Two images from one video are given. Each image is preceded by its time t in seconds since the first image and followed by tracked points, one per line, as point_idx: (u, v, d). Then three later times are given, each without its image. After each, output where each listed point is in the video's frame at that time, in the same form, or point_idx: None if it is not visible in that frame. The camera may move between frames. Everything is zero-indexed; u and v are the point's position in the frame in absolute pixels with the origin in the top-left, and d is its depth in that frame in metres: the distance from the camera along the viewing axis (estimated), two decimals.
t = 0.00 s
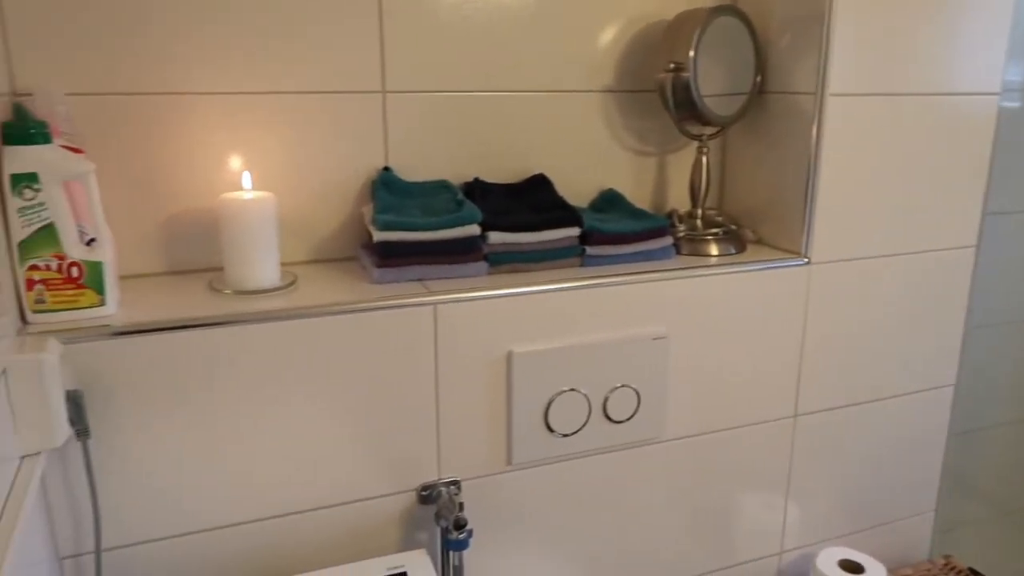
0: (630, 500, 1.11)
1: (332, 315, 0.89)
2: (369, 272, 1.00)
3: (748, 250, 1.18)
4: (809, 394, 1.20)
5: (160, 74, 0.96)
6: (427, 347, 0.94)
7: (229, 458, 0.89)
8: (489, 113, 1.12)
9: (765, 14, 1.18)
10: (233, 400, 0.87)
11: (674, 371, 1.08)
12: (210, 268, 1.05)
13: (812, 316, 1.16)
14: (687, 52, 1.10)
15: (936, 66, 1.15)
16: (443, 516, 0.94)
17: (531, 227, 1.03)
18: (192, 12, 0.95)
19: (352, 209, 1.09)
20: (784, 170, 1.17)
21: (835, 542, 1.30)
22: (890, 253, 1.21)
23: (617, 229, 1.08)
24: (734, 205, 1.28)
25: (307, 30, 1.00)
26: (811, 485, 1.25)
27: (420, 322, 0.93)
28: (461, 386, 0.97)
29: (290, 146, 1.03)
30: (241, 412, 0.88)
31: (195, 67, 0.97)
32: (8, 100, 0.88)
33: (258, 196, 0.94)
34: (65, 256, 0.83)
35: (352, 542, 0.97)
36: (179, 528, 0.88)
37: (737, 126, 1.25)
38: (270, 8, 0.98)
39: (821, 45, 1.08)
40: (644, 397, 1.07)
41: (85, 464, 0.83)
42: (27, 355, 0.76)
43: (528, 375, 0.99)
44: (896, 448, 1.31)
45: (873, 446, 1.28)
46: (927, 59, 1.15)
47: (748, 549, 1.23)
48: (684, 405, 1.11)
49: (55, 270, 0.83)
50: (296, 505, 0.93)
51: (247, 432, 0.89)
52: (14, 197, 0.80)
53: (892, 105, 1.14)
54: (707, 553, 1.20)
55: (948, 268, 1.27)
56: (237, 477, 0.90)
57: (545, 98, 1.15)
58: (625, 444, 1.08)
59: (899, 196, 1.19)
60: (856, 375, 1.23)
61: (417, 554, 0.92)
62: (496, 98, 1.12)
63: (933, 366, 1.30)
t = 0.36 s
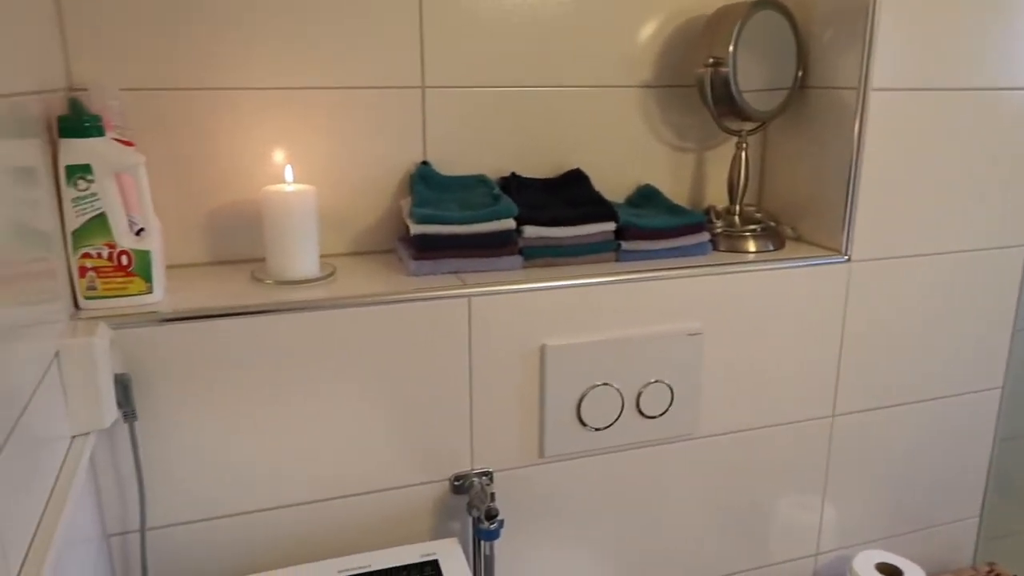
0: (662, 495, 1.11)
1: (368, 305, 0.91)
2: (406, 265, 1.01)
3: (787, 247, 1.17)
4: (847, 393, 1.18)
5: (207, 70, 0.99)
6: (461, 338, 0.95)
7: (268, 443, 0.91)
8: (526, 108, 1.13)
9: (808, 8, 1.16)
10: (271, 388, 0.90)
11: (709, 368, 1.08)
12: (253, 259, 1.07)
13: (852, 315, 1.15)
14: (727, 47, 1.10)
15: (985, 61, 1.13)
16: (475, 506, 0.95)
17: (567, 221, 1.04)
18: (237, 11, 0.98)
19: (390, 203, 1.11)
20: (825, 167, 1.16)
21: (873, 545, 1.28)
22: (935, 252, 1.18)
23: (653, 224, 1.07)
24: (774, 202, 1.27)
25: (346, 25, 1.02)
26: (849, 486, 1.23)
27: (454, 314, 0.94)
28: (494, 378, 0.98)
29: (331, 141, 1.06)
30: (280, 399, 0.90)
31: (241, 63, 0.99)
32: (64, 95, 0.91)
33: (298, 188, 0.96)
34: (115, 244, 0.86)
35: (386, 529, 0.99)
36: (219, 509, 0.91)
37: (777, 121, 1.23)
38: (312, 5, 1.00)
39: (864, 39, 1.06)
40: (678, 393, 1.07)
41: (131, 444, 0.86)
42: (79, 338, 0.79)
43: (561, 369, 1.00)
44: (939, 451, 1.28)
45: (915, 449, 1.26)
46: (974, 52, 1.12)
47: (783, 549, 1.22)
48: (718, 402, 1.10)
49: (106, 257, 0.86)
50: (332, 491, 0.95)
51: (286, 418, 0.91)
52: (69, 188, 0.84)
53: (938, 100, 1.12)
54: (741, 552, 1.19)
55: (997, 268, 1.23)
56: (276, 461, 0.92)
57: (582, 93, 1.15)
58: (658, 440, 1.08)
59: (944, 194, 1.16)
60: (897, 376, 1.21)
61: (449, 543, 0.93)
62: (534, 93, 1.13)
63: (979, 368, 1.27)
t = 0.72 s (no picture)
0: (685, 493, 1.11)
1: (393, 301, 0.92)
2: (430, 261, 1.02)
3: (813, 246, 1.16)
4: (873, 394, 1.17)
5: (238, 69, 1.01)
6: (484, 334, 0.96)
7: (295, 435, 0.93)
8: (552, 106, 1.14)
9: (836, 5, 1.15)
10: (298, 381, 0.91)
11: (733, 367, 1.08)
12: (282, 254, 1.09)
13: (879, 315, 1.14)
14: (753, 45, 1.09)
15: (1018, 57, 1.11)
16: (497, 500, 0.96)
17: (590, 219, 1.04)
18: (267, 11, 1.00)
19: (416, 200, 1.12)
20: (852, 165, 1.15)
21: (899, 548, 1.27)
22: (965, 252, 1.16)
23: (677, 222, 1.07)
24: (800, 201, 1.26)
25: (373, 24, 1.04)
26: (875, 488, 1.22)
27: (478, 310, 0.95)
28: (517, 374, 0.99)
29: (358, 138, 1.07)
30: (307, 392, 0.92)
31: (271, 62, 1.01)
32: (100, 93, 0.94)
33: (325, 185, 0.97)
34: (148, 239, 0.88)
35: (410, 522, 1.00)
36: (246, 499, 0.93)
37: (804, 119, 1.23)
38: (340, 5, 1.02)
39: (893, 36, 1.05)
40: (701, 391, 1.06)
41: (162, 434, 0.88)
42: (113, 330, 0.81)
43: (583, 366, 1.00)
44: (969, 454, 1.26)
45: (944, 451, 1.24)
46: (1007, 49, 1.10)
47: (807, 550, 1.21)
48: (742, 400, 1.10)
49: (139, 252, 0.88)
50: (356, 484, 0.97)
51: (312, 411, 0.93)
52: (104, 184, 0.86)
53: (969, 98, 1.10)
54: (765, 552, 1.19)
55: None
56: (302, 453, 0.94)
57: (607, 92, 1.15)
58: (681, 438, 1.08)
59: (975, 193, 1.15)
60: (925, 377, 1.19)
61: (471, 536, 0.94)
62: (559, 91, 1.13)
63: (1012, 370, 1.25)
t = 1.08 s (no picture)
0: (712, 488, 1.11)
1: (423, 293, 0.93)
2: (460, 254, 1.04)
3: (844, 243, 1.15)
4: (905, 391, 1.16)
5: (274, 65, 1.03)
6: (513, 327, 0.97)
7: (326, 423, 0.95)
8: (582, 102, 1.14)
9: None
10: (330, 370, 0.93)
11: (761, 362, 1.08)
12: (315, 247, 1.11)
13: (911, 312, 1.12)
14: (785, 40, 1.09)
15: None
16: (524, 491, 0.97)
17: (620, 213, 1.04)
18: (302, 8, 1.01)
19: (447, 194, 1.13)
20: (886, 161, 1.14)
21: (930, 547, 1.26)
22: (999, 248, 1.15)
23: (706, 217, 1.07)
24: (832, 196, 1.25)
25: (406, 20, 1.05)
26: (906, 487, 1.21)
27: (506, 303, 0.96)
28: (545, 367, 1.00)
29: (390, 133, 1.09)
30: (338, 381, 0.94)
31: (306, 59, 1.03)
32: (141, 89, 0.97)
33: (358, 179, 0.99)
34: (186, 230, 0.91)
35: (438, 511, 1.02)
36: (279, 485, 0.95)
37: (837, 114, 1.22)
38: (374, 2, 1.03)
39: (928, 31, 1.04)
40: (730, 386, 1.06)
41: (199, 419, 0.91)
42: (152, 319, 0.84)
43: (611, 359, 1.01)
44: (1003, 453, 1.24)
45: (976, 451, 1.23)
46: None
47: (836, 548, 1.21)
48: (770, 397, 1.09)
49: (178, 242, 0.91)
50: (386, 472, 0.98)
51: (343, 400, 0.95)
52: (145, 176, 0.88)
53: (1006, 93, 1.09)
54: (792, 548, 1.18)
55: None
56: (333, 441, 0.96)
57: (638, 87, 1.16)
58: (708, 433, 1.08)
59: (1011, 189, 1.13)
60: (958, 376, 1.18)
61: (498, 526, 0.95)
62: (590, 87, 1.14)
63: None
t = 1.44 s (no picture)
0: (735, 481, 1.11)
1: (447, 283, 0.94)
2: (483, 245, 1.04)
3: (870, 235, 1.14)
4: (931, 385, 1.15)
5: (300, 58, 1.04)
6: (536, 318, 0.98)
7: (351, 412, 0.96)
8: (605, 94, 1.14)
9: None
10: (354, 360, 0.94)
11: (785, 354, 1.07)
12: (340, 238, 1.12)
13: (937, 305, 1.11)
14: (811, 31, 1.08)
15: None
16: (546, 481, 0.98)
17: (643, 205, 1.04)
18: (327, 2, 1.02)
19: (470, 186, 1.14)
20: (912, 152, 1.13)
21: (956, 542, 1.25)
22: None
23: (730, 209, 1.07)
24: (858, 189, 1.24)
25: (430, 13, 1.06)
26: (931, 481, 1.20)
27: (530, 294, 0.97)
28: (567, 358, 1.00)
29: (415, 125, 1.09)
30: (362, 370, 0.95)
31: (331, 51, 1.04)
32: (170, 82, 0.98)
33: (382, 170, 1.00)
34: (214, 221, 0.92)
35: (461, 500, 1.03)
36: (305, 472, 0.97)
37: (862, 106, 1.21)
38: None
39: (956, 20, 1.03)
40: (753, 378, 1.06)
41: (227, 407, 0.92)
42: (182, 307, 0.85)
43: (634, 350, 1.01)
44: None
45: (1004, 446, 1.21)
46: None
47: (860, 542, 1.20)
48: (794, 389, 1.09)
49: (206, 232, 0.92)
50: (410, 461, 0.99)
51: (367, 389, 0.96)
52: (174, 167, 0.90)
53: None
54: (816, 542, 1.18)
55: None
56: (358, 429, 0.97)
57: (661, 78, 1.15)
58: (731, 425, 1.08)
59: None
60: (985, 370, 1.17)
61: (521, 515, 0.96)
62: (613, 79, 1.14)
63: None
